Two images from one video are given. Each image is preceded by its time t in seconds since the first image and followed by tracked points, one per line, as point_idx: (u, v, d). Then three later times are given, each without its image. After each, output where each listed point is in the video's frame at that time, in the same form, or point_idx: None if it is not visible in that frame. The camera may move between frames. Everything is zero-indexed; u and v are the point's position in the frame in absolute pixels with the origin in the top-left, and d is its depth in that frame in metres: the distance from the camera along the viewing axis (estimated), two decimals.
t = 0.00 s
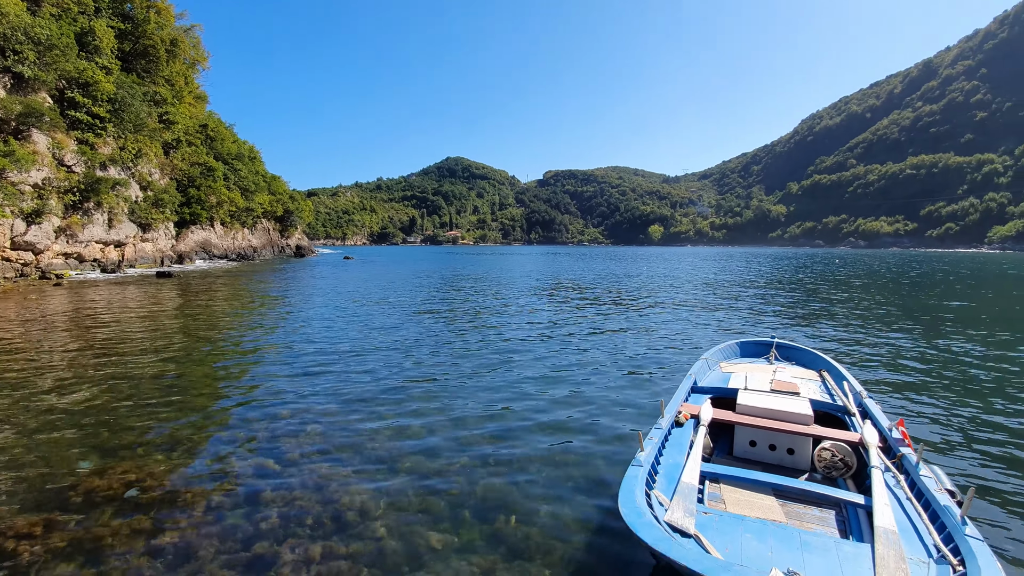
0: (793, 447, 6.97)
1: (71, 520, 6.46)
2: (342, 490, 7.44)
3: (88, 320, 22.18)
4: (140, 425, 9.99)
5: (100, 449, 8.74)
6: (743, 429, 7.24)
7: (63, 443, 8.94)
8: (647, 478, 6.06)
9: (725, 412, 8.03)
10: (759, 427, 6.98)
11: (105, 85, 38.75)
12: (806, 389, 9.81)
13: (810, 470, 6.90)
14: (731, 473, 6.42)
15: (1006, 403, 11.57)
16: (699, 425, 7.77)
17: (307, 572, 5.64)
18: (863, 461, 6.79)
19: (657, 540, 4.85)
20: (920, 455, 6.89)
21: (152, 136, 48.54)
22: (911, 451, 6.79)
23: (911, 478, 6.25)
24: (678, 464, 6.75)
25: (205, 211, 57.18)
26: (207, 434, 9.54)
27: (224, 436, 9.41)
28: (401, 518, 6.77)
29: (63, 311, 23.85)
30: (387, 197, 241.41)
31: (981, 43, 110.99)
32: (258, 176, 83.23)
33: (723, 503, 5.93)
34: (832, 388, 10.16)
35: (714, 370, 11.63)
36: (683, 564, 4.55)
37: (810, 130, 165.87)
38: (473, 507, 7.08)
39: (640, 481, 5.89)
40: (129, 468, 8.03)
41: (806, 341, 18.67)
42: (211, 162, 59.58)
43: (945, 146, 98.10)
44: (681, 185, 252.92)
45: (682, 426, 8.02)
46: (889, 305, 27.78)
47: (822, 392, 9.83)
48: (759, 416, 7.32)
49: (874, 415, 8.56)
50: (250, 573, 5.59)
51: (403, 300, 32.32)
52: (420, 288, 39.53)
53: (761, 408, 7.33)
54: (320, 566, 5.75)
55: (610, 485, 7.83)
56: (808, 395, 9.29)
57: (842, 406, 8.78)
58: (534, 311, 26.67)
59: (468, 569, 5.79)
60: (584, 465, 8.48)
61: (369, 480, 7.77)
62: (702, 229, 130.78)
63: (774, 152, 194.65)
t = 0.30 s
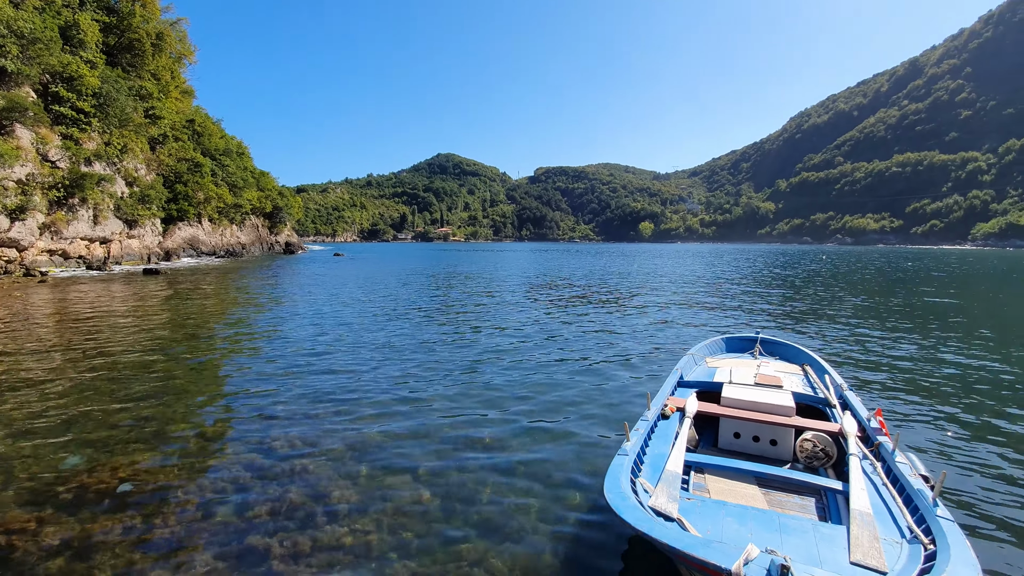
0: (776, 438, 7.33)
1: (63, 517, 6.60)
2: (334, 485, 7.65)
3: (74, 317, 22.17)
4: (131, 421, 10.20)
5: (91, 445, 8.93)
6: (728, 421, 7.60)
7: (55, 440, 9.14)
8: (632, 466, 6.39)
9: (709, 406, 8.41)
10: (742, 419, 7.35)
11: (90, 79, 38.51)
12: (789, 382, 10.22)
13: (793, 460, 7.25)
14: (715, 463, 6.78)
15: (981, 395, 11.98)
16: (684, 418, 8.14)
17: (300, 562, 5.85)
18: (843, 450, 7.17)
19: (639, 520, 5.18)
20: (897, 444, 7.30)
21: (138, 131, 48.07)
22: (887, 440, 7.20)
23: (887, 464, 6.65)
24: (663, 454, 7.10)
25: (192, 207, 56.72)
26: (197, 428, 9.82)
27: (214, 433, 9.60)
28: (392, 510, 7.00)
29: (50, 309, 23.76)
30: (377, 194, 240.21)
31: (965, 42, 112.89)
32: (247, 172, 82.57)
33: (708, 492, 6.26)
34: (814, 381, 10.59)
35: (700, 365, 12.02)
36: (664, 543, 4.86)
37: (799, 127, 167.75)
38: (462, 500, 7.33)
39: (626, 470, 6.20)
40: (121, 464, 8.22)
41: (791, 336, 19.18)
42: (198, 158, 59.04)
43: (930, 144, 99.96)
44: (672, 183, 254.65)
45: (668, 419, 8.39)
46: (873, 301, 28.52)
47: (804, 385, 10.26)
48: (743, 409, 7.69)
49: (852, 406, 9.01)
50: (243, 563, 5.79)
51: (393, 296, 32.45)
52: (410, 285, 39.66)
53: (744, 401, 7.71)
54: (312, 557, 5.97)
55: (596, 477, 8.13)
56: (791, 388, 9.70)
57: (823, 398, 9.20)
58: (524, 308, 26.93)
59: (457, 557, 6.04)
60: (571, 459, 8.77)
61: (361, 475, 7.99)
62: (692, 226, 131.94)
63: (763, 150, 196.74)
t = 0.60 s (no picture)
0: (762, 431, 7.67)
1: (56, 515, 6.71)
2: (328, 482, 7.82)
3: (61, 315, 22.16)
4: (123, 418, 10.37)
5: (84, 443, 9.08)
6: (715, 414, 7.92)
7: (47, 437, 9.28)
8: (621, 459, 6.68)
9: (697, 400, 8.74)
10: (728, 412, 7.69)
11: (76, 74, 38.20)
12: (775, 376, 10.61)
13: (778, 451, 7.60)
14: (702, 455, 7.12)
15: (957, 389, 12.26)
16: (673, 411, 8.48)
17: (293, 558, 6.02)
18: (826, 441, 7.53)
19: (627, 510, 5.45)
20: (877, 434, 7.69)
21: (125, 127, 47.66)
22: (869, 430, 7.57)
23: (868, 454, 7.01)
24: (653, 446, 7.41)
25: (181, 203, 56.23)
26: (189, 424, 10.06)
27: (205, 430, 9.78)
28: (385, 506, 7.18)
29: (34, 307, 23.51)
30: (368, 190, 238.62)
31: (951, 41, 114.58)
32: (235, 168, 81.77)
33: (696, 483, 6.58)
34: (799, 375, 10.99)
35: (688, 359, 12.38)
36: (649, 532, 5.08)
37: (788, 125, 169.43)
38: (453, 495, 7.54)
39: (615, 463, 6.48)
40: (113, 461, 8.36)
41: (777, 331, 19.63)
42: (186, 154, 58.40)
43: (916, 142, 101.57)
44: (663, 180, 256.08)
45: (657, 412, 8.72)
46: (859, 297, 29.13)
47: (789, 378, 10.65)
48: (729, 402, 8.03)
49: (835, 398, 9.41)
50: (238, 559, 5.94)
51: (384, 293, 32.59)
52: (402, 282, 39.82)
53: (731, 394, 8.04)
54: (306, 552, 6.14)
55: (584, 472, 8.39)
56: (776, 381, 10.08)
57: (808, 391, 9.58)
58: (516, 305, 27.20)
59: (447, 552, 6.24)
60: (560, 454, 9.02)
61: (353, 472, 8.16)
62: (683, 223, 133.01)
63: (753, 147, 198.51)
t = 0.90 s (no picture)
0: (752, 423, 7.98)
1: (49, 513, 6.82)
2: (322, 478, 7.98)
3: (48, 313, 22.07)
4: (112, 416, 10.46)
5: (74, 441, 9.19)
6: (707, 407, 8.21)
7: (38, 436, 9.38)
8: (615, 454, 6.93)
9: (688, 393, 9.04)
10: (719, 405, 7.99)
11: (62, 69, 37.73)
12: (765, 369, 10.95)
13: (767, 443, 7.91)
14: (694, 448, 7.40)
15: (943, 390, 12.18)
16: (665, 405, 8.77)
17: (287, 552, 6.18)
18: (814, 433, 7.84)
19: (621, 505, 5.60)
20: (863, 427, 8.04)
21: (112, 122, 47.12)
22: (856, 423, 7.87)
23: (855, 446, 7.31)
24: (645, 440, 7.69)
25: (169, 200, 55.69)
26: (175, 423, 10.16)
27: (195, 428, 9.89)
28: (379, 502, 7.36)
29: (22, 305, 23.42)
30: (359, 187, 237.40)
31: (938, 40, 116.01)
32: (225, 165, 81.23)
33: (687, 476, 6.82)
34: (788, 367, 11.33)
35: (679, 353, 12.70)
36: (644, 527, 5.18)
37: (778, 122, 170.91)
38: (446, 490, 7.74)
39: (609, 458, 6.72)
40: (104, 459, 8.47)
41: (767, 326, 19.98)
42: (175, 150, 58.10)
43: (904, 139, 103.04)
44: (655, 176, 257.22)
45: (650, 406, 9.02)
46: (847, 293, 29.68)
47: (778, 371, 11.00)
48: (720, 396, 8.32)
49: (823, 390, 9.79)
50: (233, 554, 6.10)
51: (376, 290, 32.59)
52: (394, 279, 39.83)
53: (721, 388, 8.34)
54: (301, 547, 6.31)
55: (576, 465, 8.63)
56: (766, 374, 10.41)
57: (797, 384, 9.90)
58: (509, 302, 27.31)
59: (439, 545, 6.44)
60: (551, 449, 9.24)
61: (346, 468, 8.32)
62: (674, 219, 133.88)
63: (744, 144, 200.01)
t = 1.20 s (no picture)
0: (745, 417, 8.30)
1: (48, 511, 6.93)
2: (319, 476, 8.13)
3: (35, 310, 22.03)
4: (105, 413, 10.60)
5: (68, 439, 9.32)
6: (700, 402, 8.54)
7: (31, 434, 9.50)
8: (614, 449, 7.21)
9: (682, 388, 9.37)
10: (712, 400, 8.31)
11: (48, 64, 37.21)
12: (757, 363, 11.31)
13: (760, 436, 8.24)
14: (688, 442, 7.72)
15: (929, 390, 12.17)
16: (660, 399, 9.10)
17: (287, 549, 6.34)
18: (805, 426, 8.17)
19: (624, 499, 5.80)
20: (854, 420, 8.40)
21: (99, 118, 46.63)
22: (846, 416, 8.23)
23: (844, 440, 7.65)
24: (641, 435, 7.99)
25: (158, 197, 55.23)
26: (167, 420, 10.27)
27: (188, 426, 10.00)
28: (377, 499, 7.55)
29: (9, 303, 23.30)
30: (350, 184, 236.22)
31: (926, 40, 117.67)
32: (214, 161, 80.54)
33: (682, 470, 7.13)
34: (779, 362, 11.72)
35: (673, 347, 13.02)
36: (647, 520, 5.37)
37: (769, 120, 172.55)
38: (444, 486, 7.94)
39: (609, 454, 6.99)
40: (98, 458, 8.58)
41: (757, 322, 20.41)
42: (163, 146, 57.63)
43: (892, 138, 104.59)
44: (647, 174, 258.55)
45: (645, 400, 9.34)
46: (836, 289, 30.33)
47: (770, 365, 11.38)
48: (714, 390, 8.64)
49: (815, 384, 10.16)
50: (233, 552, 6.24)
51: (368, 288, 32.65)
52: (387, 276, 39.88)
53: (715, 382, 8.67)
54: (300, 544, 6.46)
55: (571, 460, 8.89)
56: (757, 369, 10.79)
57: (788, 378, 10.27)
58: (502, 299, 27.52)
59: (436, 541, 6.62)
60: (545, 446, 9.45)
61: (345, 466, 8.49)
62: (665, 217, 134.91)
63: (734, 141, 201.72)
